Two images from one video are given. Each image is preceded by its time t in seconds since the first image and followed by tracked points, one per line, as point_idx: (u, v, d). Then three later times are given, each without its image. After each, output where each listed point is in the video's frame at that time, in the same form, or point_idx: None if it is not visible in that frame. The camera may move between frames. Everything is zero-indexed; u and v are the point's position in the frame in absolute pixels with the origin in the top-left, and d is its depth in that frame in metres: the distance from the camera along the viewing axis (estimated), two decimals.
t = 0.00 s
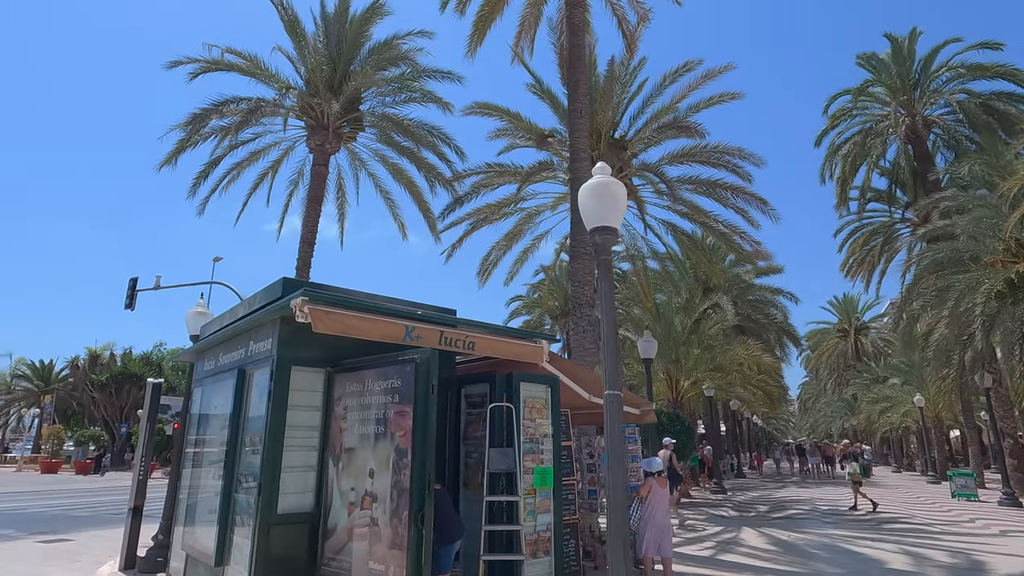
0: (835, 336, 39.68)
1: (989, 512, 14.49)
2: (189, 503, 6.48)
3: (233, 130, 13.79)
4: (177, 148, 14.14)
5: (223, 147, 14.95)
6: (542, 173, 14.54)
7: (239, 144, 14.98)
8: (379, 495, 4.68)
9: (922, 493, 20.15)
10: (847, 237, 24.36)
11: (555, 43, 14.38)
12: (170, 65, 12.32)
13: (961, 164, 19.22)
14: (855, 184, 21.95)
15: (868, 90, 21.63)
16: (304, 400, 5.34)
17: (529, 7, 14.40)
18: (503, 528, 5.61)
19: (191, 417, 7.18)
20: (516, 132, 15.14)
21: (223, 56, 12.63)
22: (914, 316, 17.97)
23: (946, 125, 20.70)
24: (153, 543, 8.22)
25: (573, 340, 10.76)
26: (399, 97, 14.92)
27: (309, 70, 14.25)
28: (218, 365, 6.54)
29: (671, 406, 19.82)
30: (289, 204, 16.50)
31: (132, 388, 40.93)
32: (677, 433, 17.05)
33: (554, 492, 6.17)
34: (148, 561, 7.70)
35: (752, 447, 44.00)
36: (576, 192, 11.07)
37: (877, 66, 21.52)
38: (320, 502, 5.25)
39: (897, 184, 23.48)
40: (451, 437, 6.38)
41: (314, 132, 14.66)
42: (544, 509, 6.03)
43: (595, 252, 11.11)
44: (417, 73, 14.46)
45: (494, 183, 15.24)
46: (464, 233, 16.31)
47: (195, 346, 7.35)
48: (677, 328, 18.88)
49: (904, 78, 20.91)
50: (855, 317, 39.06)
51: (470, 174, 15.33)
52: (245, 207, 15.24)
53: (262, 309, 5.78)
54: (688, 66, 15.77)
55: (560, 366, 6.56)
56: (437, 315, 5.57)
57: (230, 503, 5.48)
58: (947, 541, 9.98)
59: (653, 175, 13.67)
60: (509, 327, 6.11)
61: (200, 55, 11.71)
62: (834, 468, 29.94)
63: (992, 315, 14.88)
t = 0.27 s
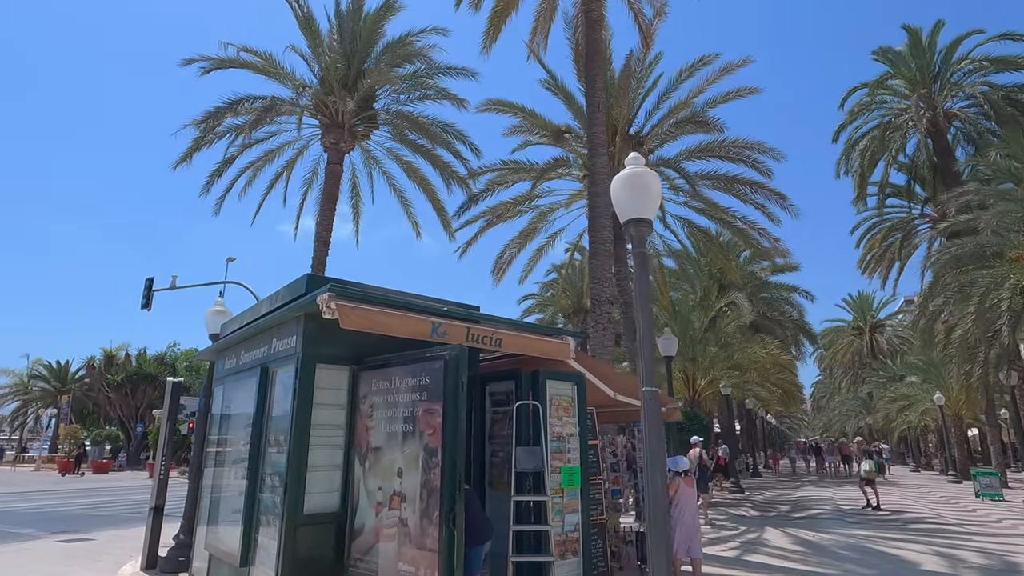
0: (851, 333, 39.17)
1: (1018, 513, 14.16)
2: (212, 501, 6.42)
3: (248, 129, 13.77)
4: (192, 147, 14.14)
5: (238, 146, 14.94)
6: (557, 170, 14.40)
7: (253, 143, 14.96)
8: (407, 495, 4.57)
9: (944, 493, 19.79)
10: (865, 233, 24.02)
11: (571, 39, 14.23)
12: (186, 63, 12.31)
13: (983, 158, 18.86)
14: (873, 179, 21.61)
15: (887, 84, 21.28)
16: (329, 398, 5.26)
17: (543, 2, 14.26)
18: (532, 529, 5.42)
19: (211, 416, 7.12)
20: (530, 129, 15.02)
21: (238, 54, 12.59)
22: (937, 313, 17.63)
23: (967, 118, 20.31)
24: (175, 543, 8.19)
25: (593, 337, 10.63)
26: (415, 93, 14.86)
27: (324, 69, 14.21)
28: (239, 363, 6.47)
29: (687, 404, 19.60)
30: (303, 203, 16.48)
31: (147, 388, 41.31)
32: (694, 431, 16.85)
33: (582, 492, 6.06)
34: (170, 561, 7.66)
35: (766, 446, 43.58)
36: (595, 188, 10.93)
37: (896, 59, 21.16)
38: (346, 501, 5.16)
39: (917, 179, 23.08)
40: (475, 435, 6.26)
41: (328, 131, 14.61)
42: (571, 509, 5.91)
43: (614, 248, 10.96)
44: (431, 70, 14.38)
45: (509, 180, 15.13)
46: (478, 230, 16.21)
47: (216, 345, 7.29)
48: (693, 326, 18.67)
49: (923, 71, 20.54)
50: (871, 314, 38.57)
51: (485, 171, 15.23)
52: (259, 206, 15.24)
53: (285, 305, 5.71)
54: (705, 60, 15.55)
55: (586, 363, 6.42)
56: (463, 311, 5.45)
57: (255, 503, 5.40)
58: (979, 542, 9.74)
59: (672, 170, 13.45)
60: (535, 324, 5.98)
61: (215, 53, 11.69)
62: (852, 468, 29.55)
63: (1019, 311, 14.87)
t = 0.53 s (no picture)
0: (870, 331, 38.54)
1: None
2: (236, 502, 6.36)
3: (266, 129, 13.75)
4: (209, 147, 14.15)
5: (255, 146, 14.93)
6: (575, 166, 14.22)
7: (270, 143, 14.95)
8: (439, 498, 4.45)
9: (972, 494, 19.35)
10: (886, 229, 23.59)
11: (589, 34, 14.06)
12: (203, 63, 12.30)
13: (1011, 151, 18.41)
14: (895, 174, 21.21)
15: (909, 76, 20.84)
16: (356, 399, 5.15)
17: None
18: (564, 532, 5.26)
19: (234, 417, 7.05)
20: (547, 126, 14.85)
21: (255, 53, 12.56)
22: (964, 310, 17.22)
23: (993, 110, 19.83)
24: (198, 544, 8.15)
25: (615, 336, 10.47)
26: (431, 92, 14.75)
27: (340, 67, 14.15)
28: (263, 364, 6.39)
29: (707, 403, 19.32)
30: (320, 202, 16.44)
31: (164, 388, 41.71)
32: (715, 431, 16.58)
33: (612, 494, 5.91)
34: (193, 562, 7.61)
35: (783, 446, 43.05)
36: (617, 184, 10.77)
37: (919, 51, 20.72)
38: (374, 504, 5.05)
39: (940, 173, 22.60)
40: (503, 436, 6.12)
41: (344, 130, 14.55)
42: (602, 512, 5.78)
43: (637, 245, 10.79)
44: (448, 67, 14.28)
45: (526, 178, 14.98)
46: (495, 229, 16.07)
47: (238, 345, 7.24)
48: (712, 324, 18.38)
49: (947, 62, 20.09)
50: (890, 311, 37.95)
51: (502, 169, 15.10)
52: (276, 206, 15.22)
53: (310, 305, 5.61)
54: (725, 54, 15.29)
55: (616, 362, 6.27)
56: (491, 309, 5.31)
57: (281, 505, 5.31)
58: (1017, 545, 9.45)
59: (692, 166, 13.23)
60: (564, 322, 5.83)
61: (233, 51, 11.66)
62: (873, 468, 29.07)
63: None
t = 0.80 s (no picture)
0: (894, 329, 37.70)
1: None
2: (264, 503, 6.29)
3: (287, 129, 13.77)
4: (230, 148, 14.20)
5: (276, 147, 14.97)
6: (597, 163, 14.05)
7: (291, 144, 14.98)
8: (474, 502, 4.32)
9: (1008, 497, 18.74)
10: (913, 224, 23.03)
11: (609, 28, 13.86)
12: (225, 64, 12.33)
13: None
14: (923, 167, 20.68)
15: (938, 67, 20.29)
16: (387, 400, 5.04)
17: None
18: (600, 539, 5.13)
19: (261, 418, 6.99)
20: (568, 122, 14.67)
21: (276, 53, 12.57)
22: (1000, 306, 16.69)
23: None
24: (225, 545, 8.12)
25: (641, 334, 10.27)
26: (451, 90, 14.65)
27: (359, 67, 14.10)
28: (290, 364, 6.31)
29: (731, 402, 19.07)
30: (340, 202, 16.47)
31: (185, 389, 42.27)
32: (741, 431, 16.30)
33: (648, 497, 5.73)
34: (221, 563, 7.58)
35: (805, 447, 42.31)
36: (641, 180, 10.60)
37: (947, 41, 20.15)
38: (407, 507, 4.94)
39: (969, 166, 22.00)
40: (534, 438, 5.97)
41: (364, 129, 14.52)
42: (638, 516, 5.60)
43: (663, 242, 10.57)
44: (467, 65, 14.18)
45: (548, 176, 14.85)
46: (515, 227, 15.94)
47: (265, 344, 7.18)
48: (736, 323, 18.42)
49: (977, 52, 19.48)
50: (915, 309, 37.14)
51: (523, 166, 14.96)
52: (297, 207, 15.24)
53: (339, 304, 5.51)
54: (748, 47, 15.00)
55: (649, 361, 6.09)
56: (524, 307, 5.16)
57: (312, 507, 5.23)
58: None
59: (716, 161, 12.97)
60: (597, 319, 5.66)
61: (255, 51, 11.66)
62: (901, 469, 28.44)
63: None
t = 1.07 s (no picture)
0: (919, 327, 36.84)
1: None
2: (294, 503, 6.24)
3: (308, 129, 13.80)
4: (252, 149, 14.27)
5: (297, 147, 15.02)
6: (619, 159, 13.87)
7: (312, 144, 15.02)
8: (512, 503, 4.20)
9: None
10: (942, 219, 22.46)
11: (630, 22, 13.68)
12: (248, 64, 12.38)
13: None
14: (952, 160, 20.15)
15: (967, 57, 19.74)
16: (420, 398, 4.95)
17: None
18: (639, 540, 4.90)
19: (288, 417, 6.94)
20: (589, 119, 14.51)
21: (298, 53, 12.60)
22: None
23: None
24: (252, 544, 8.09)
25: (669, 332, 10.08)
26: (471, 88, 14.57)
27: (380, 66, 14.09)
28: (318, 362, 6.25)
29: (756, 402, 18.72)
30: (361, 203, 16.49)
31: (207, 390, 42.78)
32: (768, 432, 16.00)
33: (686, 498, 5.56)
34: (249, 564, 7.54)
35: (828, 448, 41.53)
36: (667, 175, 10.41)
37: (977, 30, 19.59)
38: (441, 507, 4.84)
39: (1000, 159, 21.38)
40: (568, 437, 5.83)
41: (384, 129, 14.50)
42: (676, 517, 5.43)
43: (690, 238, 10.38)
44: (487, 62, 14.08)
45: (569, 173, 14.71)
46: (536, 226, 15.80)
47: (292, 344, 7.15)
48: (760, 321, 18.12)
49: (1008, 40, 18.86)
50: (941, 306, 36.28)
51: (544, 164, 14.83)
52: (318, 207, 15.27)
53: (369, 301, 5.44)
54: (773, 39, 14.70)
55: (684, 358, 5.92)
56: (558, 302, 5.03)
57: (345, 508, 5.15)
58: None
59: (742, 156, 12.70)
60: (632, 315, 5.52)
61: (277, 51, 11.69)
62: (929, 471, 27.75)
63: None
